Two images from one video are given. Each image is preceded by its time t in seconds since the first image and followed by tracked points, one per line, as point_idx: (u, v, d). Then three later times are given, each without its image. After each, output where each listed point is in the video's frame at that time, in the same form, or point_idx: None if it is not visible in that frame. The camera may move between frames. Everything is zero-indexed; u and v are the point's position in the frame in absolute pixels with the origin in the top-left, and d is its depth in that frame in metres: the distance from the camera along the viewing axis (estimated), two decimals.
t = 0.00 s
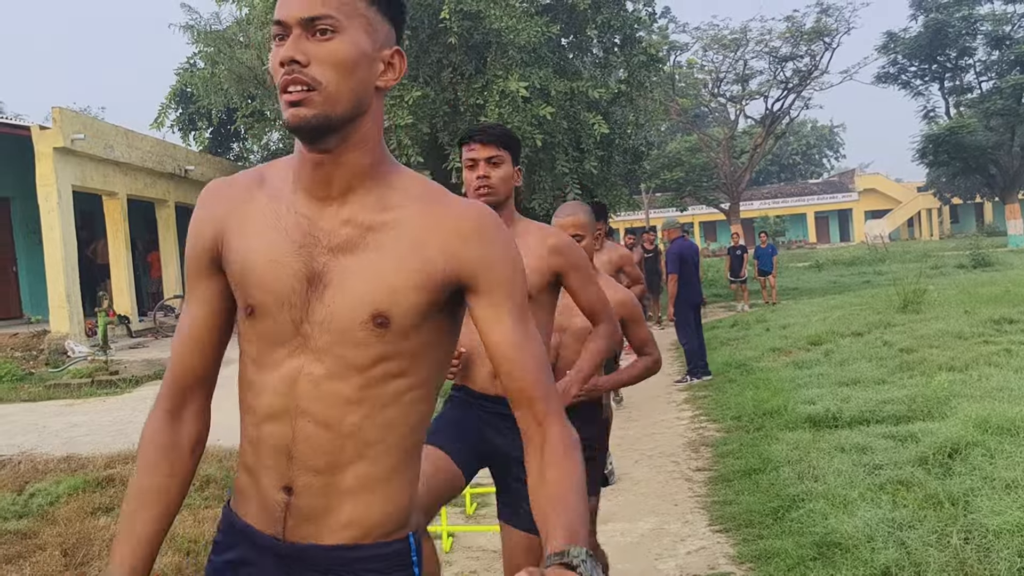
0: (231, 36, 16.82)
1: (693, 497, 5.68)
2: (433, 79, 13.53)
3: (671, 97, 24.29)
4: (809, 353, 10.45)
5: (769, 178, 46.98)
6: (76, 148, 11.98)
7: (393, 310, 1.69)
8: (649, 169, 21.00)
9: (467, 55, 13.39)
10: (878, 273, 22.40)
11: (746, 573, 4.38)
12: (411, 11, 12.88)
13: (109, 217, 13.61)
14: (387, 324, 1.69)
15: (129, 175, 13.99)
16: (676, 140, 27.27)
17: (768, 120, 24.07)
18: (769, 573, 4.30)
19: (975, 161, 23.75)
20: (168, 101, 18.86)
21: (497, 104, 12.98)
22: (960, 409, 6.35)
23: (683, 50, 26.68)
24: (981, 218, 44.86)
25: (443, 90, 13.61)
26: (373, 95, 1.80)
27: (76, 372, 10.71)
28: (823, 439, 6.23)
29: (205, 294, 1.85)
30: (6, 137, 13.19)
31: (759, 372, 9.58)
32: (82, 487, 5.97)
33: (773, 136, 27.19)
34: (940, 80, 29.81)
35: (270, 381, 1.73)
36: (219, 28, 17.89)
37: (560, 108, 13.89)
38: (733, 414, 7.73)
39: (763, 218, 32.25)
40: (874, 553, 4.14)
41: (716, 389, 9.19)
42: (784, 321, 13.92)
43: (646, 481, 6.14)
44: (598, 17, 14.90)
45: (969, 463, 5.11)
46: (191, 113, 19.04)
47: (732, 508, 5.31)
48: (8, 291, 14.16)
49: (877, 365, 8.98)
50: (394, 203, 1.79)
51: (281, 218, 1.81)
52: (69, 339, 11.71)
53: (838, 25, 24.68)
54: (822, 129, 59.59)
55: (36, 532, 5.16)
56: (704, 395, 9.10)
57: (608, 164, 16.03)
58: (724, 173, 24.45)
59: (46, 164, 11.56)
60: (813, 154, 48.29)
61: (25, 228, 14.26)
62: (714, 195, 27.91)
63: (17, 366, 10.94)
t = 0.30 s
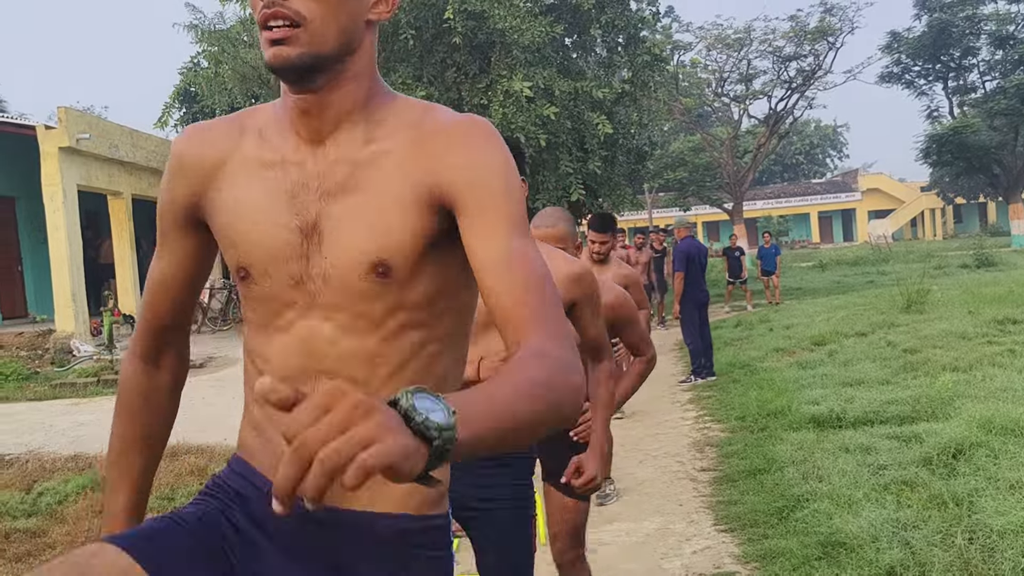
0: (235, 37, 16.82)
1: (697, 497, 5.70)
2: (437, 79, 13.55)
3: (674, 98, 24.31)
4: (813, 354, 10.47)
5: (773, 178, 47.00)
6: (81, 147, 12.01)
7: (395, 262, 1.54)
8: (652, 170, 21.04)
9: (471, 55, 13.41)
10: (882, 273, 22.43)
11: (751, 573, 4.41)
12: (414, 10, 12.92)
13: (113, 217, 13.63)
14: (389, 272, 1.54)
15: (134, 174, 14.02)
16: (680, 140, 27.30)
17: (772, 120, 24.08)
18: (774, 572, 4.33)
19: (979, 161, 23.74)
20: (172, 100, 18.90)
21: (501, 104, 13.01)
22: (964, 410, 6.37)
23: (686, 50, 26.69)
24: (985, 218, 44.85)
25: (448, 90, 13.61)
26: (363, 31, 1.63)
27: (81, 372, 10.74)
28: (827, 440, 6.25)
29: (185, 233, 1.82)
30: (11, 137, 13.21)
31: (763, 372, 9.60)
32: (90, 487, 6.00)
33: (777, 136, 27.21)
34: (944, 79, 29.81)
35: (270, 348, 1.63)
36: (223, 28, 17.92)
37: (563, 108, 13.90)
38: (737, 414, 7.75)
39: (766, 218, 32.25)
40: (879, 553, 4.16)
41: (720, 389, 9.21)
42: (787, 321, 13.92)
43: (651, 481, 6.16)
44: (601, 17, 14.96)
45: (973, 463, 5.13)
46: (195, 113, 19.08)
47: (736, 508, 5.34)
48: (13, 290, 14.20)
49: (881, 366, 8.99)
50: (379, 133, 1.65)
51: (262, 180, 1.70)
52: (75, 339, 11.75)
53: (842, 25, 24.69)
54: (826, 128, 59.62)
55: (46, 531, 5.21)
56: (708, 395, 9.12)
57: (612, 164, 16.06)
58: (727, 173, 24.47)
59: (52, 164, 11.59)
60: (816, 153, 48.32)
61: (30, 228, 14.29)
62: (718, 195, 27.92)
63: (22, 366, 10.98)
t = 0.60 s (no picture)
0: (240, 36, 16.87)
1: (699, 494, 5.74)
2: (440, 78, 13.61)
3: (677, 96, 24.36)
4: (814, 352, 10.50)
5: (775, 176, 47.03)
6: (87, 145, 12.07)
7: (409, 351, 1.44)
8: (655, 168, 21.07)
9: (474, 54, 13.48)
10: (884, 272, 22.44)
11: (752, 568, 4.45)
12: (418, 8, 13.06)
13: (118, 214, 13.68)
14: (410, 366, 1.45)
15: (138, 172, 14.07)
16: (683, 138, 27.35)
17: (775, 119, 24.12)
18: (776, 567, 4.37)
19: (981, 160, 23.74)
20: (176, 98, 18.96)
21: (504, 103, 13.06)
22: (964, 407, 6.40)
23: (689, 49, 26.77)
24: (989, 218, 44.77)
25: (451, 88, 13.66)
26: (337, 74, 1.52)
27: (87, 368, 10.80)
28: (828, 437, 6.29)
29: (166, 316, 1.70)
30: (16, 135, 13.27)
31: (764, 370, 9.62)
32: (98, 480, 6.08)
33: (780, 135, 27.24)
34: (947, 78, 29.79)
35: (261, 436, 1.52)
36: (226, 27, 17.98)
37: (567, 107, 13.91)
38: (739, 412, 7.79)
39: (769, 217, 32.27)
40: (879, 548, 4.20)
41: (722, 387, 9.24)
42: (790, 320, 13.92)
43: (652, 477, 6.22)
44: (605, 15, 14.96)
45: (973, 460, 5.17)
46: (199, 111, 19.14)
47: (739, 503, 5.38)
48: (18, 287, 14.28)
49: (882, 364, 9.02)
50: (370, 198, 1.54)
51: (243, 256, 1.57)
52: (79, 336, 11.78)
53: (844, 23, 24.71)
54: (830, 127, 59.63)
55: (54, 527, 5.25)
56: (711, 393, 9.16)
57: (615, 163, 16.11)
58: (730, 171, 24.51)
59: (57, 162, 11.64)
60: (820, 153, 48.34)
61: (35, 225, 14.35)
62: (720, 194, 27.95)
63: (27, 363, 11.02)
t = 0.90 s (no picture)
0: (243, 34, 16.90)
1: (700, 493, 5.74)
2: (444, 76, 13.64)
3: (681, 94, 24.33)
4: (817, 352, 10.48)
5: (780, 175, 46.98)
6: (90, 144, 12.10)
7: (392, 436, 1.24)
8: (659, 167, 21.08)
9: (478, 53, 13.48)
10: (888, 271, 22.40)
11: (751, 568, 4.46)
12: (422, 8, 13.00)
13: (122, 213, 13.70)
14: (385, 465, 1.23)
15: (142, 171, 14.10)
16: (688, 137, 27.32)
17: (780, 117, 24.05)
18: (775, 567, 4.38)
19: (987, 158, 23.70)
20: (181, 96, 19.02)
21: (508, 102, 13.05)
22: (965, 408, 6.40)
23: (694, 47, 26.76)
24: (995, 217, 44.64)
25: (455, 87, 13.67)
26: (343, 82, 1.33)
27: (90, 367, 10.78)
28: (830, 437, 6.28)
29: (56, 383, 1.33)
30: (21, 134, 13.31)
31: (767, 370, 9.60)
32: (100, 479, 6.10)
33: (785, 133, 27.21)
34: (952, 77, 29.73)
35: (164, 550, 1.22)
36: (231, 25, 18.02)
37: (569, 105, 13.92)
38: (741, 412, 7.79)
39: (774, 216, 32.22)
40: (877, 548, 4.20)
41: (724, 387, 9.23)
42: (793, 319, 13.88)
43: (653, 477, 6.21)
44: (609, 14, 14.95)
45: (973, 460, 5.16)
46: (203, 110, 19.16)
47: (738, 504, 5.38)
48: (22, 286, 14.31)
49: (885, 364, 9.01)
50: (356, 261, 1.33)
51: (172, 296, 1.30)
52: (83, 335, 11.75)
53: (849, 22, 24.67)
54: (835, 126, 59.51)
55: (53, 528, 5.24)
56: (712, 393, 9.14)
57: (618, 161, 16.10)
58: (735, 169, 24.47)
59: (61, 161, 11.64)
60: (826, 151, 48.27)
61: (40, 224, 14.38)
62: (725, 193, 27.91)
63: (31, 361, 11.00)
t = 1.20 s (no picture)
0: (250, 34, 16.99)
1: (698, 496, 5.71)
2: (449, 76, 13.65)
3: (689, 94, 24.30)
4: (821, 352, 10.44)
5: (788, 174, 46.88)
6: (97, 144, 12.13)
7: None
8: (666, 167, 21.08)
9: (483, 52, 13.46)
10: (896, 271, 22.34)
11: (747, 571, 4.42)
12: (427, 7, 12.98)
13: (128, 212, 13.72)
14: None
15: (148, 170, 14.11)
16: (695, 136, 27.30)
17: (788, 116, 23.98)
18: (770, 570, 4.34)
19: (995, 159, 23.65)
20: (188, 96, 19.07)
21: (513, 101, 13.03)
22: (967, 410, 6.37)
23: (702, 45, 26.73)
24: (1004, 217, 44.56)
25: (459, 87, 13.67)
26: None
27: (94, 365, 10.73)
28: (830, 439, 6.24)
29: None
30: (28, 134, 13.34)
31: (770, 371, 9.56)
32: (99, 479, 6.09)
33: (792, 133, 27.16)
34: (961, 77, 29.65)
35: None
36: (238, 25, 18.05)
37: (575, 105, 13.87)
38: (742, 413, 7.75)
39: (782, 215, 32.16)
40: (873, 552, 4.17)
41: (727, 388, 9.18)
42: (799, 319, 13.83)
43: (652, 479, 6.18)
44: (614, 13, 14.88)
45: (973, 463, 5.13)
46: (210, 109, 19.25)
47: (736, 506, 5.34)
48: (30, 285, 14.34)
49: (889, 365, 8.97)
50: None
51: None
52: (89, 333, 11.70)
53: (857, 21, 24.61)
54: (843, 125, 59.42)
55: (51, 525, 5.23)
56: (715, 393, 9.09)
57: (624, 161, 16.09)
58: (742, 169, 24.44)
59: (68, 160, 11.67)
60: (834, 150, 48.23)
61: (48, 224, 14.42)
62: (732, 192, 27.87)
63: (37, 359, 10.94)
